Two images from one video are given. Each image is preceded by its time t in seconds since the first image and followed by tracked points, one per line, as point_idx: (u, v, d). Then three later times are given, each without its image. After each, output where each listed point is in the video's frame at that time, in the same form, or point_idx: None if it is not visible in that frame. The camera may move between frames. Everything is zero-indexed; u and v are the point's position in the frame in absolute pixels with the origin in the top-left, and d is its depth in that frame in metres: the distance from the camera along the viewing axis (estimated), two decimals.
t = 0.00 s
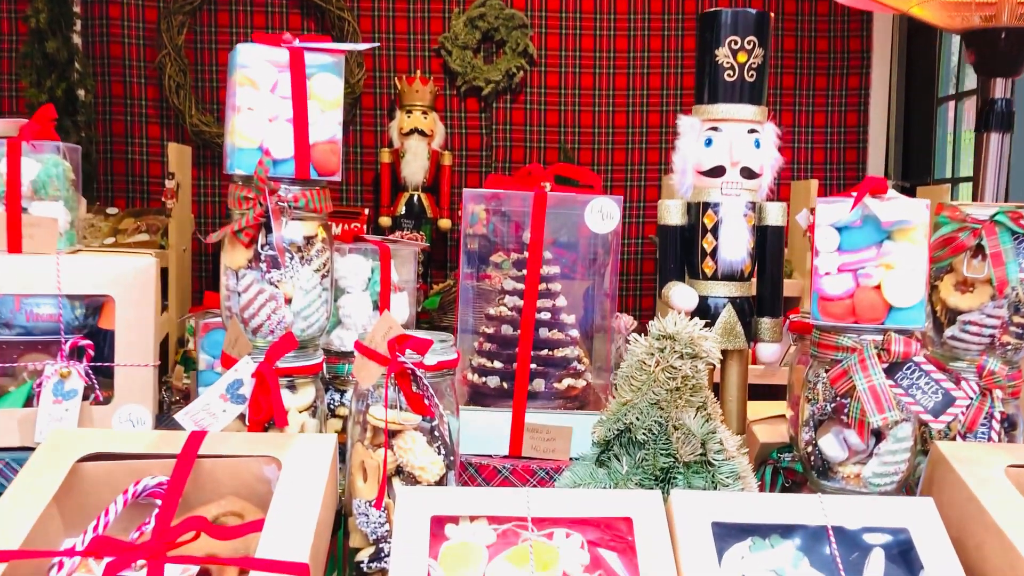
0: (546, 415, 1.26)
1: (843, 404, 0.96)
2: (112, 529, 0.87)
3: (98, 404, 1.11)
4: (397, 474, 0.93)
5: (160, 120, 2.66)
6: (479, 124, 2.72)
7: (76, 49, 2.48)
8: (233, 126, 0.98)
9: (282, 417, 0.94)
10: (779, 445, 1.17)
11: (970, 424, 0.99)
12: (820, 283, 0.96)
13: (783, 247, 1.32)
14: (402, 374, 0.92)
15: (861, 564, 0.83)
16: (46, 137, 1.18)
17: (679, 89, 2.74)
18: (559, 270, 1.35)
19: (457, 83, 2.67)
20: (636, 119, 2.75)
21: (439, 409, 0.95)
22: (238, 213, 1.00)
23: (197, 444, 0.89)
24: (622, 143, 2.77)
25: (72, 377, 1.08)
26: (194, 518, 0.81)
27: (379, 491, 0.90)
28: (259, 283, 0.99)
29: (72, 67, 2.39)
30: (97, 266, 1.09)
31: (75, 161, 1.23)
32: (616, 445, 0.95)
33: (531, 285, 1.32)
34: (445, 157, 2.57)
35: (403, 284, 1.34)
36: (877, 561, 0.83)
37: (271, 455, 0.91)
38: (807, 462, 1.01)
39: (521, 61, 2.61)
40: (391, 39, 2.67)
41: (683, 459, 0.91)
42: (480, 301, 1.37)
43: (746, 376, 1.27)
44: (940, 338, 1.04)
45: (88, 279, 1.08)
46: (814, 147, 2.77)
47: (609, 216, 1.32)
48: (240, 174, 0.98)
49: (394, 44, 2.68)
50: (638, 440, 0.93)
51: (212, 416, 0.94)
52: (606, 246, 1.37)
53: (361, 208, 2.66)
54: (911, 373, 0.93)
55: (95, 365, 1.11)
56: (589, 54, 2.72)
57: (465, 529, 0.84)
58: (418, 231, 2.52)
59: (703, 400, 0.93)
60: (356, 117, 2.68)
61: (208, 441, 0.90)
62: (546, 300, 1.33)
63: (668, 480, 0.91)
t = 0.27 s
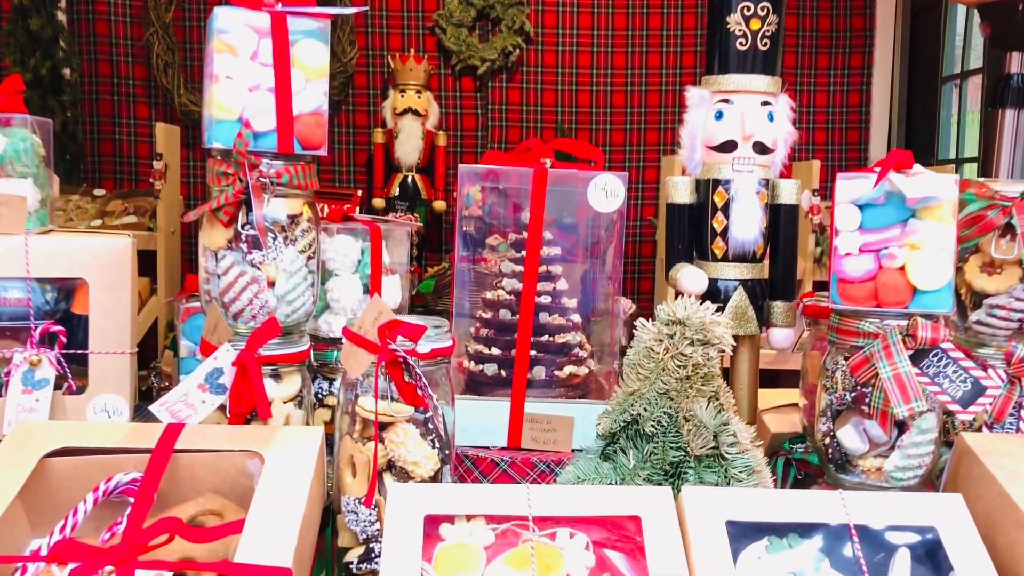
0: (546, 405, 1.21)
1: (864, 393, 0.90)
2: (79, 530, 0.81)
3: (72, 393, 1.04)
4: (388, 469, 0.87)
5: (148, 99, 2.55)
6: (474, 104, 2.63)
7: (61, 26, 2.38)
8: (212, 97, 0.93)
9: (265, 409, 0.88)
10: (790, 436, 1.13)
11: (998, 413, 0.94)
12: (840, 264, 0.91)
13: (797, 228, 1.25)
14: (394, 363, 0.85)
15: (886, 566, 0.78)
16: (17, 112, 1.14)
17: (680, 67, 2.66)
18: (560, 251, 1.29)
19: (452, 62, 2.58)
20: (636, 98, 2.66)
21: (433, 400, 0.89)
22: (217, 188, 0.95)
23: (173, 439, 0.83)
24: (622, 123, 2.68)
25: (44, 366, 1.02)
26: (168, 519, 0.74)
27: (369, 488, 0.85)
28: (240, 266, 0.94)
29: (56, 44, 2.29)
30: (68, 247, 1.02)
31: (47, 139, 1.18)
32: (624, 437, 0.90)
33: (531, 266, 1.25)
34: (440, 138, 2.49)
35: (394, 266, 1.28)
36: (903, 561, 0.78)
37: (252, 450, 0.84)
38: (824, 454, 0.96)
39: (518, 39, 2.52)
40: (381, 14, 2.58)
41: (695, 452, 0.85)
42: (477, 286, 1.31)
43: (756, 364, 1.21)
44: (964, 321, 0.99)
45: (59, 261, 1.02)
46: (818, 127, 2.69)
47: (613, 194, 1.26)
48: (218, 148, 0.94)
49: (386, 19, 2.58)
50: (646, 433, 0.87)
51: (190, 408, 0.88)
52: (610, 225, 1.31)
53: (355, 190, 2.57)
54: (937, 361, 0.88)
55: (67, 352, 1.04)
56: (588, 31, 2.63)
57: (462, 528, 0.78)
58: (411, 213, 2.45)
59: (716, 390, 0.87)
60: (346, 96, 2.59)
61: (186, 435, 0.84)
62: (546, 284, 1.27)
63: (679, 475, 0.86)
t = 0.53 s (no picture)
0: (542, 396, 1.16)
1: (876, 383, 0.87)
2: (48, 531, 0.76)
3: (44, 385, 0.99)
4: (376, 464, 0.82)
5: (135, 84, 2.48)
6: (467, 88, 2.56)
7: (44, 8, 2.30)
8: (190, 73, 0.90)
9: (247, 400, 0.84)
10: (795, 427, 1.10)
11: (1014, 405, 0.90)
12: (853, 245, 0.88)
13: (802, 211, 1.21)
14: (381, 354, 0.81)
15: (902, 566, 0.74)
16: None
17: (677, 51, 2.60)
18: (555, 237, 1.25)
19: (443, 45, 2.52)
20: (631, 82, 2.61)
21: (423, 392, 0.85)
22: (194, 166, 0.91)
23: (149, 432, 0.78)
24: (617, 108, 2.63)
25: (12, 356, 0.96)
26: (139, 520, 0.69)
27: (355, 485, 0.80)
28: (219, 251, 0.90)
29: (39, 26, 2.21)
30: (37, 231, 0.98)
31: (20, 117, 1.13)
32: (624, 431, 0.85)
33: (526, 252, 1.20)
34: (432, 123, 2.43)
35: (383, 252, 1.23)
36: (918, 560, 0.74)
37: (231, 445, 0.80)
38: (831, 447, 0.92)
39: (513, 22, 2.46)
40: None
41: (699, 447, 0.81)
42: (470, 273, 1.26)
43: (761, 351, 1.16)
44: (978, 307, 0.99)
45: (28, 244, 0.98)
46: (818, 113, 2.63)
47: (613, 175, 1.21)
48: (195, 125, 0.90)
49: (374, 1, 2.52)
50: (647, 426, 0.83)
51: (167, 401, 0.83)
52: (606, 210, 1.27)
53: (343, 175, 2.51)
54: (954, 350, 0.84)
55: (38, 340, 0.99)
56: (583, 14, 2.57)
57: (454, 528, 0.74)
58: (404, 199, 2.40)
59: (721, 381, 0.83)
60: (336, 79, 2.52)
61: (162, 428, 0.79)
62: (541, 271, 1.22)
63: (682, 470, 0.82)
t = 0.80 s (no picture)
0: (530, 388, 1.13)
1: (877, 375, 0.84)
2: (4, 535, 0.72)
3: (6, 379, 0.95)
4: (353, 463, 0.79)
5: (116, 68, 2.41)
6: (456, 73, 2.50)
7: None
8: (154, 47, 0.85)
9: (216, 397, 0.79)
10: (791, 419, 1.06)
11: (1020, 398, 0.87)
12: (852, 233, 0.85)
13: (800, 197, 1.16)
14: (357, 347, 0.77)
15: (905, 568, 0.70)
16: None
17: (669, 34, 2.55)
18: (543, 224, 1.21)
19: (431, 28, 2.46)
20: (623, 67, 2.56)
21: (403, 386, 0.81)
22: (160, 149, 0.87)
23: (111, 430, 0.74)
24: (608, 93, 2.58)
25: None
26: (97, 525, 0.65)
27: (331, 485, 0.77)
28: (187, 237, 0.86)
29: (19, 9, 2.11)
30: None
31: None
32: (616, 426, 0.81)
33: (512, 239, 1.16)
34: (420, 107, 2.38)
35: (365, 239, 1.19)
36: (923, 561, 0.70)
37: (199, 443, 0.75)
38: (830, 442, 0.89)
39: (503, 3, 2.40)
40: None
41: (692, 443, 0.77)
42: (454, 261, 1.22)
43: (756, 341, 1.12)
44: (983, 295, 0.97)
45: None
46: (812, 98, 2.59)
47: (602, 158, 1.17)
48: (160, 104, 0.86)
49: None
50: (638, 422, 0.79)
51: (132, 397, 0.80)
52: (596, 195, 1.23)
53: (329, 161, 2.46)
54: (959, 340, 0.80)
55: None
56: None
57: (435, 530, 0.70)
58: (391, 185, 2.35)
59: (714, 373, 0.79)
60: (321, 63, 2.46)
61: (126, 426, 0.76)
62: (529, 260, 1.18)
63: (675, 468, 0.78)
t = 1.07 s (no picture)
0: (516, 376, 1.09)
1: (877, 362, 0.81)
2: None
3: None
4: (329, 455, 0.75)
5: (97, 50, 2.35)
6: (444, 55, 2.45)
7: None
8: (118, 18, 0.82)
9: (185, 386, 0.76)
10: (785, 408, 1.03)
11: None
12: (852, 215, 0.82)
13: (795, 178, 1.14)
14: (331, 333, 0.72)
15: (907, 563, 0.67)
16: None
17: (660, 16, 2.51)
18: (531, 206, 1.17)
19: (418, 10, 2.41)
20: (614, 50, 2.52)
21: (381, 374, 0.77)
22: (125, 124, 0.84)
23: (72, 420, 0.71)
24: (599, 76, 2.54)
25: None
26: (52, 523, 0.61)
27: (305, 478, 0.73)
28: (152, 219, 0.83)
29: None
30: None
31: None
32: (605, 415, 0.78)
33: (498, 222, 1.12)
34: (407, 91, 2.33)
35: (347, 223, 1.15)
36: (925, 556, 0.67)
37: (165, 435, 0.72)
38: (828, 431, 0.86)
39: None
40: None
41: (684, 433, 0.74)
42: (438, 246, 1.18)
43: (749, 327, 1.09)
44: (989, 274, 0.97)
45: None
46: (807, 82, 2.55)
47: (590, 136, 1.12)
48: (122, 78, 0.83)
49: None
50: (628, 411, 0.76)
51: (95, 386, 0.76)
52: (585, 177, 1.19)
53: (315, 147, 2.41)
54: (962, 326, 0.77)
55: None
56: None
57: (413, 526, 0.67)
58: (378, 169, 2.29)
59: (708, 360, 0.75)
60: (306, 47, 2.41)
61: (87, 418, 0.72)
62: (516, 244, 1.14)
63: (666, 459, 0.75)
